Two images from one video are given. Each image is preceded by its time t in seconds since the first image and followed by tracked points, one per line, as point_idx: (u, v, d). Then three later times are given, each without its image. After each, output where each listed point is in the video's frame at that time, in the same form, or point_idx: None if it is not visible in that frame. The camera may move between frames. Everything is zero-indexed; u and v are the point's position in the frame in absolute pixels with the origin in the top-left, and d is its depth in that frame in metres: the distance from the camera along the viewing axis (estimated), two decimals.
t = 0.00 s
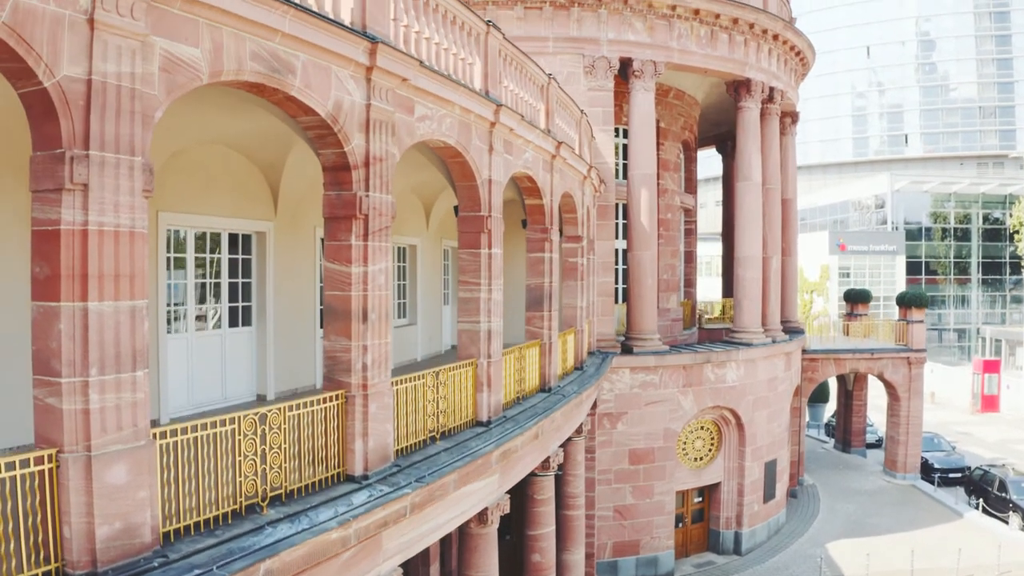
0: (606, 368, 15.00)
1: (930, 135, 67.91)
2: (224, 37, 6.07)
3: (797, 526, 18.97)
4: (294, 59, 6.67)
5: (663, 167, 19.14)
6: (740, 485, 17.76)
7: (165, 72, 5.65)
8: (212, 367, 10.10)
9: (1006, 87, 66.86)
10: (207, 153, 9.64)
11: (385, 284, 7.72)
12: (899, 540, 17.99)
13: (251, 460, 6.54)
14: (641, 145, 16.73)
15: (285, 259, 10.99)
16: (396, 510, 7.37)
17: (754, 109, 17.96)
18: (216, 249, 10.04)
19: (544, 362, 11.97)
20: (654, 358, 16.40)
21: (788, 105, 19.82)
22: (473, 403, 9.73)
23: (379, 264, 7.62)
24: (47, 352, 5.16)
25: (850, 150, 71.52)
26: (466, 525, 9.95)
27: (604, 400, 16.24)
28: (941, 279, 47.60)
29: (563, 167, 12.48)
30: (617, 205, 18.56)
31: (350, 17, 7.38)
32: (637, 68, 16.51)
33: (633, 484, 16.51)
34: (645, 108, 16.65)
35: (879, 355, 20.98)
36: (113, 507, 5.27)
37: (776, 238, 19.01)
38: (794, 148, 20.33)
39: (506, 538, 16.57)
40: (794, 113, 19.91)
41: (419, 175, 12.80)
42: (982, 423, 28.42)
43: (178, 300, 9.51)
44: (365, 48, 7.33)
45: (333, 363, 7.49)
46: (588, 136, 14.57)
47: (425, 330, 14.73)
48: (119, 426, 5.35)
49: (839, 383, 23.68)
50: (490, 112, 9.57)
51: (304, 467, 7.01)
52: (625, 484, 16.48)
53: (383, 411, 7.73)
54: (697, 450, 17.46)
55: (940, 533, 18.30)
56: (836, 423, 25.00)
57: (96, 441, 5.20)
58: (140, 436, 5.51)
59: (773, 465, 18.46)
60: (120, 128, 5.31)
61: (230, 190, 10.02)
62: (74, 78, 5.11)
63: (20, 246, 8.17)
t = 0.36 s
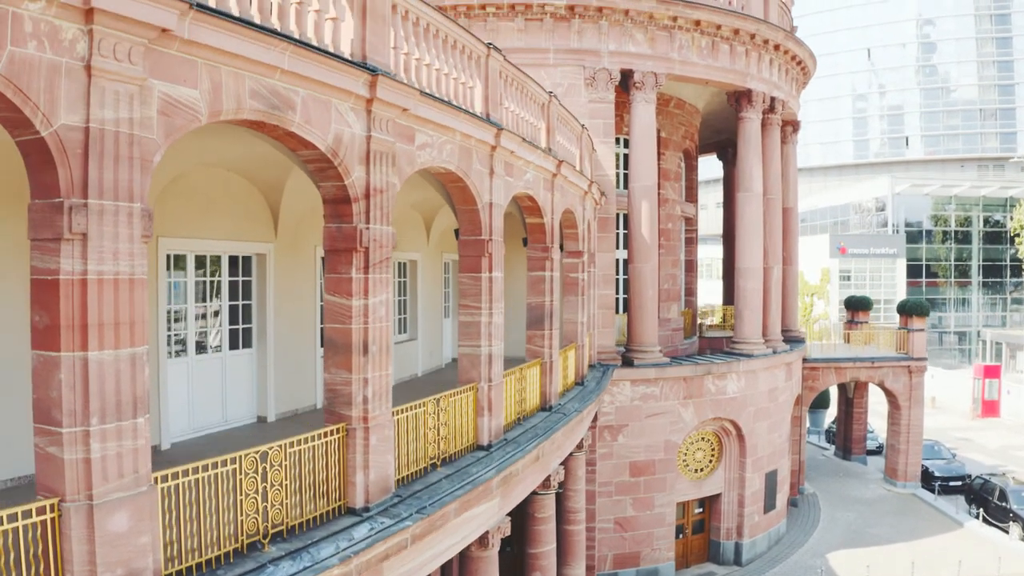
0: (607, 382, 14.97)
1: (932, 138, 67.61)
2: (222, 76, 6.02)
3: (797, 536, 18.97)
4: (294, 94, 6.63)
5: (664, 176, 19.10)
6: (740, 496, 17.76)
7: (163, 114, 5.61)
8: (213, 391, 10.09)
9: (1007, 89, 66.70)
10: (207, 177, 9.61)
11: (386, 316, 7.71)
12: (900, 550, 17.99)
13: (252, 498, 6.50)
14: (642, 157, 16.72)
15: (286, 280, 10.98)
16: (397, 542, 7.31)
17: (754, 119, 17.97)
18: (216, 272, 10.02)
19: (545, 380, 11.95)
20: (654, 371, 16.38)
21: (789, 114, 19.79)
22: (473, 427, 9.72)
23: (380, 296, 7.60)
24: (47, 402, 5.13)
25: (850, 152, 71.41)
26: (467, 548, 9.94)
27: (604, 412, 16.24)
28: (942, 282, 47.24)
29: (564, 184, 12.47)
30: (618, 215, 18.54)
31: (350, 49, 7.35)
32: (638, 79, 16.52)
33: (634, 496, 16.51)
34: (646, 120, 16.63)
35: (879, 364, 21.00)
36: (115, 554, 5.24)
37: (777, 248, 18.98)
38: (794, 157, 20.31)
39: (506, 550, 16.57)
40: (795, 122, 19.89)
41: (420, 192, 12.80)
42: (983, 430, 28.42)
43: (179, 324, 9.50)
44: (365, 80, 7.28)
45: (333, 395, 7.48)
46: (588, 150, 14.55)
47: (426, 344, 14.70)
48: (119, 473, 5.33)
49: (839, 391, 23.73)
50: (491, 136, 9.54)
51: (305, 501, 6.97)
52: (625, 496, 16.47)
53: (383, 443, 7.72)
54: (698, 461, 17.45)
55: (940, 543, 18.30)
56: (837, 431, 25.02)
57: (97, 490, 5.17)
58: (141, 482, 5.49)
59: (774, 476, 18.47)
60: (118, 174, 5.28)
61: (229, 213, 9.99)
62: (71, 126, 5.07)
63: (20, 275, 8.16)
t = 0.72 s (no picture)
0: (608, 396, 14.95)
1: (934, 142, 67.17)
2: (223, 115, 5.98)
3: (799, 545, 18.98)
4: (294, 130, 6.60)
5: (665, 186, 19.09)
6: (741, 506, 17.76)
7: (163, 158, 5.58)
8: (214, 414, 10.09)
9: (1008, 91, 66.49)
10: (207, 201, 9.60)
11: (387, 347, 7.71)
12: (901, 561, 17.97)
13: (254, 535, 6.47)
14: (643, 169, 16.70)
15: (287, 300, 10.98)
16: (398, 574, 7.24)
17: (756, 130, 17.99)
18: (217, 295, 10.01)
19: (546, 399, 11.95)
20: (655, 383, 16.37)
21: (790, 123, 19.76)
22: (475, 451, 9.72)
23: (381, 327, 7.60)
24: (50, 450, 5.13)
25: (851, 155, 71.29)
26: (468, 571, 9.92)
27: (605, 425, 16.22)
28: (943, 284, 47.50)
29: (566, 202, 12.47)
30: (619, 225, 18.55)
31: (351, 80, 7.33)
32: (639, 91, 16.52)
33: (635, 508, 16.50)
34: (648, 132, 16.62)
35: (880, 373, 21.03)
36: None
37: (778, 258, 18.97)
38: (796, 166, 20.30)
39: (507, 562, 16.56)
40: (796, 131, 19.87)
41: (422, 209, 12.79)
42: (984, 435, 28.42)
43: (180, 349, 9.49)
44: (366, 112, 7.26)
45: (335, 428, 7.48)
46: (590, 165, 14.56)
47: (427, 358, 14.70)
48: (122, 519, 5.31)
49: (841, 399, 23.80)
50: (493, 159, 9.52)
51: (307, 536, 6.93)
52: (626, 508, 16.46)
53: (385, 474, 7.72)
54: (698, 472, 17.45)
55: (941, 552, 18.30)
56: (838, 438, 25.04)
57: (100, 537, 5.15)
58: (144, 527, 5.47)
59: (775, 486, 18.47)
60: (119, 222, 5.27)
61: (230, 236, 9.98)
62: (70, 174, 5.04)
63: (20, 304, 8.16)
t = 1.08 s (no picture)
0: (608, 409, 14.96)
1: (935, 143, 67.02)
2: (223, 154, 5.97)
3: (799, 554, 18.99)
4: (295, 164, 6.58)
5: (666, 195, 19.09)
6: (742, 516, 17.76)
7: (164, 200, 5.57)
8: (216, 435, 10.09)
9: (1009, 93, 66.32)
10: (208, 223, 9.58)
11: (388, 376, 7.72)
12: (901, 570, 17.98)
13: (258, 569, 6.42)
14: (644, 180, 16.69)
15: (288, 320, 10.98)
16: None
17: (757, 140, 18.01)
18: (218, 317, 10.00)
19: (547, 416, 11.97)
20: (656, 395, 16.37)
21: (792, 131, 19.74)
22: (476, 473, 9.72)
23: (382, 357, 7.62)
24: (52, 495, 5.12)
25: (852, 157, 71.24)
26: None
27: (606, 436, 16.21)
28: (944, 286, 47.49)
29: (567, 218, 12.47)
30: (620, 235, 18.53)
31: (352, 111, 7.31)
32: (640, 102, 16.51)
33: (636, 519, 16.49)
34: (649, 143, 16.61)
35: (882, 381, 21.06)
36: None
37: (780, 268, 18.98)
38: (797, 175, 20.29)
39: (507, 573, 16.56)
40: (797, 139, 19.86)
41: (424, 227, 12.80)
42: (985, 441, 28.43)
43: (181, 372, 9.48)
44: (366, 143, 7.24)
45: (337, 458, 7.48)
46: (591, 178, 14.57)
47: (428, 372, 14.70)
48: (126, 561, 5.31)
49: (841, 406, 23.82)
50: (494, 182, 9.51)
51: (310, 567, 6.90)
52: (627, 519, 16.44)
53: (386, 503, 7.72)
54: (699, 482, 17.45)
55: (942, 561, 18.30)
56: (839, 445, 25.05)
57: None
58: (146, 568, 5.47)
59: (776, 496, 18.46)
60: (120, 267, 5.26)
61: (231, 258, 9.97)
62: (71, 221, 5.04)
63: (20, 330, 8.17)
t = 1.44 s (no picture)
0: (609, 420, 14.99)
1: (935, 145, 67.10)
2: (226, 188, 5.96)
3: (800, 562, 19.01)
4: (297, 195, 6.58)
5: (668, 203, 19.11)
6: (743, 525, 17.78)
7: (166, 236, 5.57)
8: (218, 454, 10.11)
9: (1010, 96, 66.19)
10: (210, 242, 9.60)
11: (390, 402, 7.74)
12: None
13: None
14: (646, 189, 16.69)
15: (290, 337, 10.99)
16: None
17: (758, 149, 18.02)
18: (220, 335, 10.01)
19: (549, 432, 12.00)
20: (657, 404, 16.38)
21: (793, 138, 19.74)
22: (478, 492, 9.73)
23: (385, 383, 7.64)
24: (58, 533, 5.13)
25: (853, 160, 71.23)
26: None
27: (607, 446, 16.21)
28: (945, 289, 47.68)
29: (568, 232, 12.49)
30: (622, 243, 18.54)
31: (355, 137, 7.29)
32: (642, 112, 16.50)
33: (637, 529, 16.50)
34: (650, 152, 16.63)
35: (883, 388, 21.09)
36: None
37: (781, 277, 19.00)
38: (798, 182, 20.30)
39: None
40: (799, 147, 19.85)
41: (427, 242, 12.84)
42: (985, 445, 28.46)
43: (183, 392, 9.49)
44: (369, 171, 7.23)
45: (339, 483, 7.48)
46: (592, 190, 14.59)
47: (430, 384, 14.72)
48: None
49: (842, 411, 23.83)
50: (496, 202, 9.51)
51: None
52: (628, 528, 16.44)
53: (389, 527, 7.72)
54: (700, 491, 17.46)
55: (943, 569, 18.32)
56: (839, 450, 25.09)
57: None
58: None
59: (776, 504, 18.48)
60: (123, 305, 5.28)
61: (232, 276, 9.99)
62: (74, 261, 5.04)
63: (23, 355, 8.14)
